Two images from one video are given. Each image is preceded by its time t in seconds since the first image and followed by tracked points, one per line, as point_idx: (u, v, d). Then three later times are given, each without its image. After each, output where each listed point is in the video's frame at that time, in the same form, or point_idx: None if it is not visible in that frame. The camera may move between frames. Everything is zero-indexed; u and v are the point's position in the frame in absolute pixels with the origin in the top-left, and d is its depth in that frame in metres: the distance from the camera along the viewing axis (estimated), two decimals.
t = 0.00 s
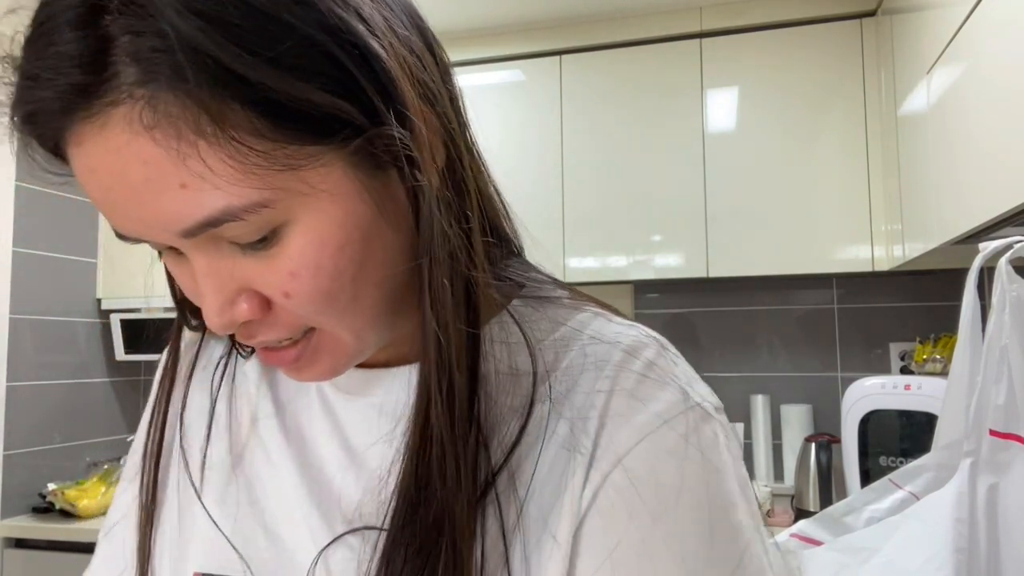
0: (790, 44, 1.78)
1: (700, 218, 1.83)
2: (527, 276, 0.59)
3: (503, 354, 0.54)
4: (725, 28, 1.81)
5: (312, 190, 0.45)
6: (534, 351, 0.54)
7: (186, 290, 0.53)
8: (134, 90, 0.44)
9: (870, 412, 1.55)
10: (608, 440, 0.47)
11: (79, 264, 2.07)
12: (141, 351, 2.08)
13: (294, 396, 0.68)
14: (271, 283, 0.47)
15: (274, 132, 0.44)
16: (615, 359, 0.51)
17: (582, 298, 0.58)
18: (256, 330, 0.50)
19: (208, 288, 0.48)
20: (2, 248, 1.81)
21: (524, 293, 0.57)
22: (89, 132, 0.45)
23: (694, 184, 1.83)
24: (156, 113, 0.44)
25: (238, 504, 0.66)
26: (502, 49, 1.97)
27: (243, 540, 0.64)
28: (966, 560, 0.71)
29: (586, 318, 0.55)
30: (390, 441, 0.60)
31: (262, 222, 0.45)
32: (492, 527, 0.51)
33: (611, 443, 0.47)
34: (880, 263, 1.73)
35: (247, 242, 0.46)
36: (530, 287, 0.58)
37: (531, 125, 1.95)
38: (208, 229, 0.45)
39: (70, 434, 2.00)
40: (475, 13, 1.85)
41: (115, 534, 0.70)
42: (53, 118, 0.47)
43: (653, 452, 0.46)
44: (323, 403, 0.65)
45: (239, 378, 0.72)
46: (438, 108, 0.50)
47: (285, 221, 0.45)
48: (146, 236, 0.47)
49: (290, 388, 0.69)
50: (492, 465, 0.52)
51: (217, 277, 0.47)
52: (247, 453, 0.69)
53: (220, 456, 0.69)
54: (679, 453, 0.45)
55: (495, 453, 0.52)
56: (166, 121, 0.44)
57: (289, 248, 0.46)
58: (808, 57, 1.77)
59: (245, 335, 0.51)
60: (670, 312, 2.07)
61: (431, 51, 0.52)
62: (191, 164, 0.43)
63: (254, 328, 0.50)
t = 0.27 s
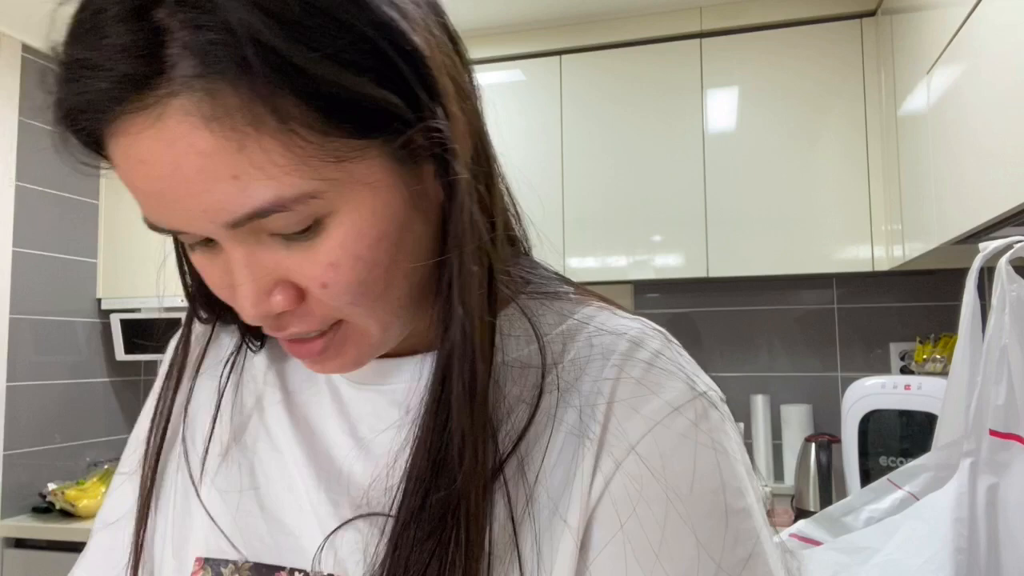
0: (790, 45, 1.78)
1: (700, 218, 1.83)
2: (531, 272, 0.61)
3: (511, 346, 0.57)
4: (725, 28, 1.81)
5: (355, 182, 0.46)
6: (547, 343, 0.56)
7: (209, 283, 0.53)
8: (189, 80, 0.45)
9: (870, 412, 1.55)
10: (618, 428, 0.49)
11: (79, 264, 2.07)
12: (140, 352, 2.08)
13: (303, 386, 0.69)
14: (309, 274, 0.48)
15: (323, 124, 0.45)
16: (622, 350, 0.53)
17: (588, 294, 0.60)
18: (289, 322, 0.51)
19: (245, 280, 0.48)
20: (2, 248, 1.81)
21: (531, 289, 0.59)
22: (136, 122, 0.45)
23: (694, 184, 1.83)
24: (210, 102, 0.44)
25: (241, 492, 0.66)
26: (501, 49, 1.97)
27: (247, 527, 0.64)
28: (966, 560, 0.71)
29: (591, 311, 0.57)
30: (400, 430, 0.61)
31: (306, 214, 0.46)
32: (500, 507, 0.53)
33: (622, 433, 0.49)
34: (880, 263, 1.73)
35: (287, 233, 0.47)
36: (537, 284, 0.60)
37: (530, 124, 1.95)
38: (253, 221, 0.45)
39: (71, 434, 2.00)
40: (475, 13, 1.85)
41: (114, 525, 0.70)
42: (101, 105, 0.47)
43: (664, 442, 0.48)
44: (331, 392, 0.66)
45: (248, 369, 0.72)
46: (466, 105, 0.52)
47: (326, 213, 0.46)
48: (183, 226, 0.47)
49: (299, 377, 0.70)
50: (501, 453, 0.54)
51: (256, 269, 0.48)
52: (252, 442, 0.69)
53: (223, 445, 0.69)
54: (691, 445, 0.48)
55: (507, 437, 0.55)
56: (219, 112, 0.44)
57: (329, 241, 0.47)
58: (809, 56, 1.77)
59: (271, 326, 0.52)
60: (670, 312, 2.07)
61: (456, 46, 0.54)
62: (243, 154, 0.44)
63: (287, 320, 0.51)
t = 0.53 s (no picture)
0: (790, 46, 1.78)
1: (700, 218, 1.83)
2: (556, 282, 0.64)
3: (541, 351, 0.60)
4: (725, 28, 1.81)
5: (473, 163, 0.51)
6: (580, 349, 0.58)
7: (296, 261, 0.55)
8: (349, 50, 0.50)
9: (870, 412, 1.55)
10: (649, 427, 0.52)
11: (79, 264, 2.07)
12: (140, 352, 2.08)
13: (342, 377, 0.69)
14: (418, 246, 0.50)
15: (467, 106, 0.51)
16: (651, 355, 0.56)
17: (609, 305, 0.64)
18: (377, 298, 0.51)
19: (353, 250, 0.49)
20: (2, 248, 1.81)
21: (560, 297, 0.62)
22: (293, 87, 0.49)
23: (694, 184, 1.83)
24: (377, 74, 0.49)
25: (276, 478, 0.65)
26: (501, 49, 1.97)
27: (285, 511, 0.64)
28: (966, 559, 0.71)
29: (617, 321, 0.61)
30: (448, 420, 0.62)
31: (431, 187, 0.49)
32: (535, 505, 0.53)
33: (653, 431, 0.51)
34: (880, 263, 1.73)
35: (404, 206, 0.50)
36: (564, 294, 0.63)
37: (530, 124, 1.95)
38: (389, 188, 0.48)
39: (71, 434, 2.00)
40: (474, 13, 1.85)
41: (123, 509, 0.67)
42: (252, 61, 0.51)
43: (699, 445, 0.50)
44: (368, 383, 0.67)
45: (286, 357, 0.71)
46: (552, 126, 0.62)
47: (446, 189, 0.50)
48: (310, 193, 0.49)
49: (336, 368, 0.70)
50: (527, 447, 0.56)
51: (368, 239, 0.50)
52: (286, 431, 0.68)
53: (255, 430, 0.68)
54: (720, 448, 0.50)
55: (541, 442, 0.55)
56: (381, 81, 0.49)
57: (445, 213, 0.50)
58: (809, 57, 1.77)
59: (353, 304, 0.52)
60: (670, 312, 2.07)
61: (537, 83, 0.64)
62: (398, 122, 0.48)
63: (376, 297, 0.51)
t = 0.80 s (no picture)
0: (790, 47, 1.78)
1: (700, 218, 1.83)
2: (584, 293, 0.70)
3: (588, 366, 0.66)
4: (725, 28, 1.81)
5: (531, 162, 0.54)
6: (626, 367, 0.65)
7: (336, 249, 0.55)
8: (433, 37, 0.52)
9: (870, 412, 1.55)
10: (698, 451, 0.61)
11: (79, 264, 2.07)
12: (141, 352, 2.07)
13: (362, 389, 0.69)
14: (474, 240, 0.52)
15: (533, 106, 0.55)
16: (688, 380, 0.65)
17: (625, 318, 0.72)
18: (427, 291, 0.53)
19: (412, 238, 0.51)
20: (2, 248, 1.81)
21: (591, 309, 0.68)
22: (368, 70, 0.50)
23: (694, 184, 1.83)
24: (459, 61, 0.51)
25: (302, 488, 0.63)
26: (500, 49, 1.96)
27: (316, 523, 0.62)
28: (966, 559, 0.71)
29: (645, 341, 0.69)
30: (493, 420, 0.65)
31: (493, 181, 0.52)
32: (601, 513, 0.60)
33: (703, 456, 0.61)
34: (880, 263, 1.73)
35: (463, 199, 0.52)
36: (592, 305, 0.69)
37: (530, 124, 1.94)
38: (457, 176, 0.50)
39: (71, 434, 2.00)
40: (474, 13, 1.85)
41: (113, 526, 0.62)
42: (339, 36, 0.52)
43: (738, 469, 0.62)
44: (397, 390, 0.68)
45: (301, 364, 0.69)
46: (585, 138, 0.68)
47: (505, 186, 0.53)
48: (376, 177, 0.50)
49: (354, 378, 0.69)
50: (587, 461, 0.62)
51: (430, 228, 0.51)
52: (308, 441, 0.66)
53: (271, 437, 0.65)
54: (751, 473, 0.62)
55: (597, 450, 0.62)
56: (463, 72, 0.51)
57: (503, 211, 0.53)
58: (809, 57, 1.77)
59: (401, 295, 0.53)
60: (670, 312, 2.07)
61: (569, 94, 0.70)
62: (475, 112, 0.51)
63: (425, 289, 0.53)
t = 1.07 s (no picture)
0: (790, 48, 1.78)
1: (700, 218, 1.83)
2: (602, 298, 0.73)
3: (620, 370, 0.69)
4: (725, 27, 1.81)
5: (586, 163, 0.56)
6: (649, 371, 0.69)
7: (381, 240, 0.54)
8: (517, 28, 0.52)
9: (870, 412, 1.55)
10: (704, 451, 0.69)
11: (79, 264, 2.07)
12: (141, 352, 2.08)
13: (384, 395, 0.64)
14: (529, 239, 0.54)
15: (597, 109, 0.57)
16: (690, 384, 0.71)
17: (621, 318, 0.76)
18: (477, 287, 0.53)
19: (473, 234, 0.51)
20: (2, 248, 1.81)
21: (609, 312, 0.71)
22: (449, 53, 0.50)
23: (695, 184, 1.83)
24: (538, 55, 0.52)
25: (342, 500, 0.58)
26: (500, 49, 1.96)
27: (363, 539, 0.57)
28: (966, 559, 0.71)
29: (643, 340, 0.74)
30: (522, 423, 0.65)
31: (552, 181, 0.54)
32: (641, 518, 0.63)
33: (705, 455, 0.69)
34: (880, 263, 1.73)
35: (520, 197, 0.53)
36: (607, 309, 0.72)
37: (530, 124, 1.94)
38: (523, 173, 0.52)
39: (71, 434, 2.00)
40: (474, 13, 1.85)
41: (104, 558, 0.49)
42: (412, 24, 0.51)
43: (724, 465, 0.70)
44: (421, 392, 0.64)
45: (313, 371, 0.63)
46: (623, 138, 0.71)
47: (559, 187, 0.55)
48: (445, 165, 0.50)
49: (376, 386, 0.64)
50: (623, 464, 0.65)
51: (490, 224, 0.52)
52: (341, 455, 0.60)
53: (305, 448, 0.59)
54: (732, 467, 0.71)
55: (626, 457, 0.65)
56: (543, 68, 0.52)
57: (556, 210, 0.55)
58: (809, 56, 1.77)
59: (449, 289, 0.54)
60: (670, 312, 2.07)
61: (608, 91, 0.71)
62: (548, 109, 0.52)
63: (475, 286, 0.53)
